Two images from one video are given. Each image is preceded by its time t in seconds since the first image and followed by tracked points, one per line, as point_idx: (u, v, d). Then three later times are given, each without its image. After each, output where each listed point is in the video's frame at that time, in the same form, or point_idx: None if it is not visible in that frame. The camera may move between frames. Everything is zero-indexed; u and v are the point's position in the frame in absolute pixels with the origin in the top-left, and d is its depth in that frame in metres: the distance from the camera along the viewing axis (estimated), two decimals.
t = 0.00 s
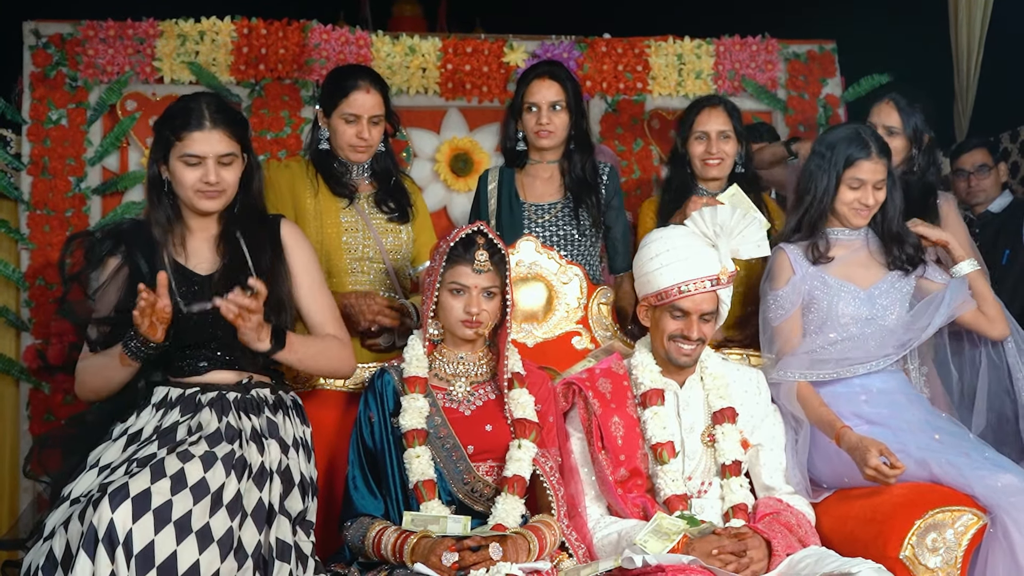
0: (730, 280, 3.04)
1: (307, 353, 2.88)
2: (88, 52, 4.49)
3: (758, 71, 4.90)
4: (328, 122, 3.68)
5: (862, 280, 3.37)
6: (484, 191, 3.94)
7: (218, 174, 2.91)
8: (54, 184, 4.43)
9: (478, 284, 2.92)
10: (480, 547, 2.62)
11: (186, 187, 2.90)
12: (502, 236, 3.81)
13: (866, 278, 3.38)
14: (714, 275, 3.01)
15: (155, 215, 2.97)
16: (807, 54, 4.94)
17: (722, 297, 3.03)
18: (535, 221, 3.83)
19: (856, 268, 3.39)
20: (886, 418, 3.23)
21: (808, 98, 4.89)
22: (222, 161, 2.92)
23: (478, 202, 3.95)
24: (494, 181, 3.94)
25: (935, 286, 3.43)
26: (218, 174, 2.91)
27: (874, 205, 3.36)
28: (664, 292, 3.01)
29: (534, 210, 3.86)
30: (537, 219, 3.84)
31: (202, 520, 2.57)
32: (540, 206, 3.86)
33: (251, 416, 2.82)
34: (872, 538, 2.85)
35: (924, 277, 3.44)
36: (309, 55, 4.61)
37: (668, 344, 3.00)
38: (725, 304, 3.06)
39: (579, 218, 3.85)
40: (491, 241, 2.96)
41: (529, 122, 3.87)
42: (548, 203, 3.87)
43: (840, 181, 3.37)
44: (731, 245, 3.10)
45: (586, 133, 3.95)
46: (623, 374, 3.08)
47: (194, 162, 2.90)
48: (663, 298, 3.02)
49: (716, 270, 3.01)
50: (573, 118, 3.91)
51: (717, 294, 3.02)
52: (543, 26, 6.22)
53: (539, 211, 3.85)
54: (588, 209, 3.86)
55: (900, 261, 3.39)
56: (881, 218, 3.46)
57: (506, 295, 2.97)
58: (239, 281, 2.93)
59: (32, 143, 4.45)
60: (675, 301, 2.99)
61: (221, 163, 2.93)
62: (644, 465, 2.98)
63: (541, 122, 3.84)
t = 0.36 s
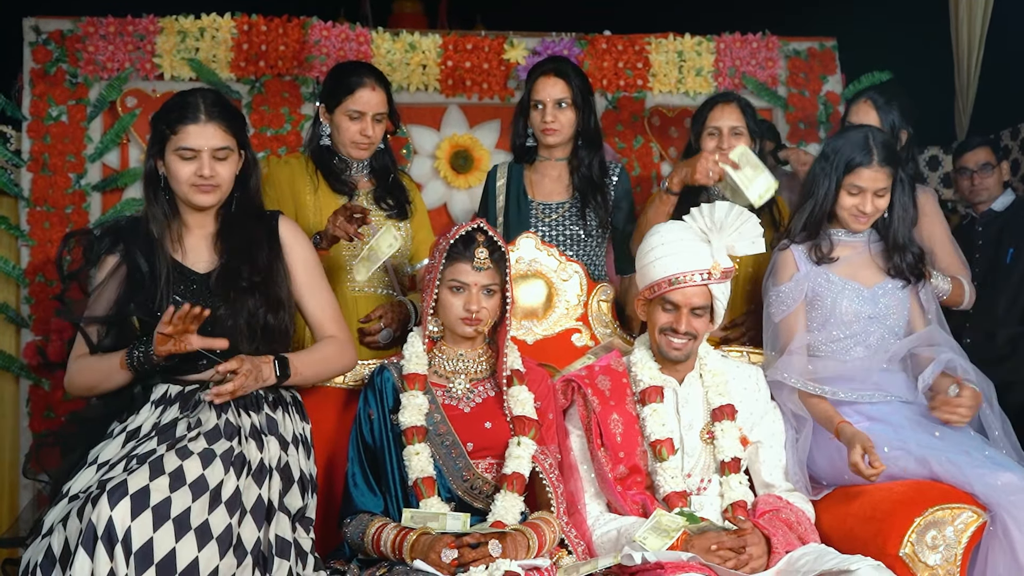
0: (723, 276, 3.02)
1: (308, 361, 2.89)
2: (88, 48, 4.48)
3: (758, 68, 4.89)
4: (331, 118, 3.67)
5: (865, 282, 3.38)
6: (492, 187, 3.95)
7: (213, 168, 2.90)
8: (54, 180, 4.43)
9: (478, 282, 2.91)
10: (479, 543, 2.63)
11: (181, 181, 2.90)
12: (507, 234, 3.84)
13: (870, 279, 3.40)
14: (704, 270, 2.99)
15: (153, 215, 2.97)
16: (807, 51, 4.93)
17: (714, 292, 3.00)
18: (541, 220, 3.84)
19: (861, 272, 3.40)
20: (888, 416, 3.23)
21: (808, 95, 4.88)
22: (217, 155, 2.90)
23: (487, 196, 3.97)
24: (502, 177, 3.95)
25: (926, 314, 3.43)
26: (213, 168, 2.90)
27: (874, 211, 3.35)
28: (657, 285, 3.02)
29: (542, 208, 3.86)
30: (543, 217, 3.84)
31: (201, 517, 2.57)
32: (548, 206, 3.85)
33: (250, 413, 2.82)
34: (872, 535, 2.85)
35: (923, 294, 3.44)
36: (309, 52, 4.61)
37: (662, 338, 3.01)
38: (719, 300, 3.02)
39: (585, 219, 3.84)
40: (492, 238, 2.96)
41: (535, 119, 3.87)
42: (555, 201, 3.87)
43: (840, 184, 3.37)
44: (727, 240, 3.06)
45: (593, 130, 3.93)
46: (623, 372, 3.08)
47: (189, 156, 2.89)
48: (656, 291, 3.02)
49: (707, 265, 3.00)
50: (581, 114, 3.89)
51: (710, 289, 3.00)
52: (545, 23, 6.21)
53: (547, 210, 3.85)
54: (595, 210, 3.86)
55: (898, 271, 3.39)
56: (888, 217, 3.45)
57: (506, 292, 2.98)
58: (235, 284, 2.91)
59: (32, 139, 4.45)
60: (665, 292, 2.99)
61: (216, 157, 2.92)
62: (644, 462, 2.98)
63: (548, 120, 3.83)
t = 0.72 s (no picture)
0: (682, 254, 3.05)
1: (317, 356, 2.87)
2: (88, 46, 4.48)
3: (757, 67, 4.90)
4: (332, 116, 3.66)
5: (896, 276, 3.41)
6: (500, 188, 3.93)
7: (221, 162, 2.91)
8: (53, 179, 4.43)
9: (477, 281, 2.92)
10: (478, 542, 2.63)
11: (187, 173, 2.90)
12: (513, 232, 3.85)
13: (903, 275, 3.42)
14: (662, 250, 3.07)
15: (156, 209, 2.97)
16: (806, 50, 4.93)
17: (673, 270, 3.03)
18: (547, 223, 3.83)
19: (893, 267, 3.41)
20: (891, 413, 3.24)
21: (807, 94, 4.89)
22: (225, 149, 2.92)
23: (495, 199, 3.95)
24: (510, 177, 3.93)
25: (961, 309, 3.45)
26: (221, 161, 2.91)
27: (895, 197, 3.38)
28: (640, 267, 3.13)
29: (549, 210, 3.85)
30: (548, 220, 3.84)
31: (199, 517, 2.58)
32: (555, 207, 3.85)
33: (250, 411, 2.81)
34: (870, 533, 2.86)
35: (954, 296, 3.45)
36: (308, 50, 4.60)
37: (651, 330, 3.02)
38: (682, 279, 3.02)
39: (592, 222, 3.84)
40: (490, 237, 2.96)
41: (543, 119, 3.89)
42: (563, 203, 3.87)
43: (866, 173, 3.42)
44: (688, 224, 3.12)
45: (604, 132, 3.93)
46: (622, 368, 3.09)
47: (198, 148, 2.90)
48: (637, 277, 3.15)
49: (665, 245, 3.07)
50: (587, 115, 3.89)
51: (668, 267, 3.04)
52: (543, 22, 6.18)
53: (554, 212, 3.84)
54: (601, 212, 3.86)
55: (934, 270, 3.39)
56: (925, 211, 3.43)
57: (504, 291, 2.97)
58: (234, 282, 2.92)
59: (31, 137, 4.45)
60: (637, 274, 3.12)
61: (224, 151, 2.93)
62: (643, 457, 3.00)
63: (555, 120, 3.84)
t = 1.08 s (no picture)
0: (680, 248, 3.06)
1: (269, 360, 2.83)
2: (86, 47, 4.48)
3: (755, 67, 4.90)
4: (337, 118, 3.65)
5: (916, 243, 3.42)
6: (495, 189, 3.94)
7: (224, 143, 2.94)
8: (51, 180, 4.43)
9: (474, 281, 2.91)
10: (476, 543, 2.63)
11: (190, 156, 2.93)
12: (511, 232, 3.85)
13: (924, 246, 3.44)
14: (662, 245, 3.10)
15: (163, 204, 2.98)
16: (804, 51, 4.94)
17: (670, 262, 3.04)
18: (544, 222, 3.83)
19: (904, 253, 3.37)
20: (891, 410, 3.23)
21: (805, 95, 4.89)
22: (228, 133, 2.95)
23: (489, 198, 3.95)
24: (504, 178, 3.94)
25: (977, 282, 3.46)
26: (223, 141, 2.94)
27: (906, 162, 3.42)
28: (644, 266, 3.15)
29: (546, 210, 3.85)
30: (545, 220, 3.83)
31: (202, 515, 2.57)
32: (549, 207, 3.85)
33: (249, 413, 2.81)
34: (866, 532, 2.86)
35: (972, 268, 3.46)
36: (307, 51, 4.60)
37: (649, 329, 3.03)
38: (678, 271, 3.03)
39: (590, 222, 3.84)
40: (487, 237, 2.96)
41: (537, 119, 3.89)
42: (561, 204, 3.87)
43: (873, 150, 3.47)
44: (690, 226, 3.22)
45: (599, 132, 3.97)
46: (620, 363, 3.10)
47: (202, 131, 2.94)
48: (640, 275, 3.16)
49: (665, 240, 3.10)
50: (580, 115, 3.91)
51: (666, 260, 3.06)
52: (541, 23, 6.18)
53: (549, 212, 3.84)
54: (597, 212, 3.87)
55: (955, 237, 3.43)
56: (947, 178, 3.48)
57: (502, 291, 2.97)
58: (240, 277, 2.93)
59: (29, 138, 4.44)
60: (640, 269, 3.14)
61: (227, 134, 2.97)
62: (638, 449, 3.00)
63: (550, 120, 3.85)
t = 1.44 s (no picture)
0: (683, 248, 3.07)
1: (226, 386, 2.77)
2: (85, 48, 4.47)
3: (755, 69, 4.90)
4: (341, 118, 3.65)
5: (882, 276, 3.39)
6: (483, 193, 3.87)
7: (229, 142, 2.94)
8: (50, 181, 4.43)
9: (475, 282, 2.91)
10: (475, 544, 2.64)
11: (193, 155, 2.92)
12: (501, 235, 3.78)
13: (890, 277, 3.39)
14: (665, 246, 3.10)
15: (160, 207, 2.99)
16: (803, 52, 4.94)
17: (673, 262, 3.05)
18: (537, 220, 3.81)
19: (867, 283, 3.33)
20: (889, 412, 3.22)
21: (804, 97, 4.89)
22: (231, 132, 2.95)
23: (478, 199, 3.89)
24: (492, 180, 3.88)
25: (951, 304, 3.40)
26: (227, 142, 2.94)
27: (872, 184, 3.38)
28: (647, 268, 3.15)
29: (538, 208, 3.84)
30: (537, 223, 3.81)
31: (199, 517, 2.57)
32: (543, 205, 3.84)
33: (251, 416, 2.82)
34: (865, 535, 2.85)
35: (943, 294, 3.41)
36: (305, 53, 4.59)
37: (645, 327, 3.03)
38: (681, 270, 3.03)
39: (583, 218, 3.84)
40: (487, 239, 2.96)
41: (530, 121, 3.87)
42: (551, 201, 3.86)
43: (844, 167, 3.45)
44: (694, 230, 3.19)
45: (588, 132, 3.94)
46: (619, 363, 3.10)
47: (205, 130, 2.94)
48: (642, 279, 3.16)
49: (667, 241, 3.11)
50: (573, 117, 3.90)
51: (669, 260, 3.06)
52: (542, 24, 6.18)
53: (542, 210, 3.83)
54: (591, 209, 3.86)
55: (911, 261, 3.38)
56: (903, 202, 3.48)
57: (502, 293, 2.96)
58: (231, 276, 2.90)
59: (28, 139, 4.44)
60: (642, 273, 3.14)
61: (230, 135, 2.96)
62: (638, 449, 3.00)
63: (544, 122, 3.83)
